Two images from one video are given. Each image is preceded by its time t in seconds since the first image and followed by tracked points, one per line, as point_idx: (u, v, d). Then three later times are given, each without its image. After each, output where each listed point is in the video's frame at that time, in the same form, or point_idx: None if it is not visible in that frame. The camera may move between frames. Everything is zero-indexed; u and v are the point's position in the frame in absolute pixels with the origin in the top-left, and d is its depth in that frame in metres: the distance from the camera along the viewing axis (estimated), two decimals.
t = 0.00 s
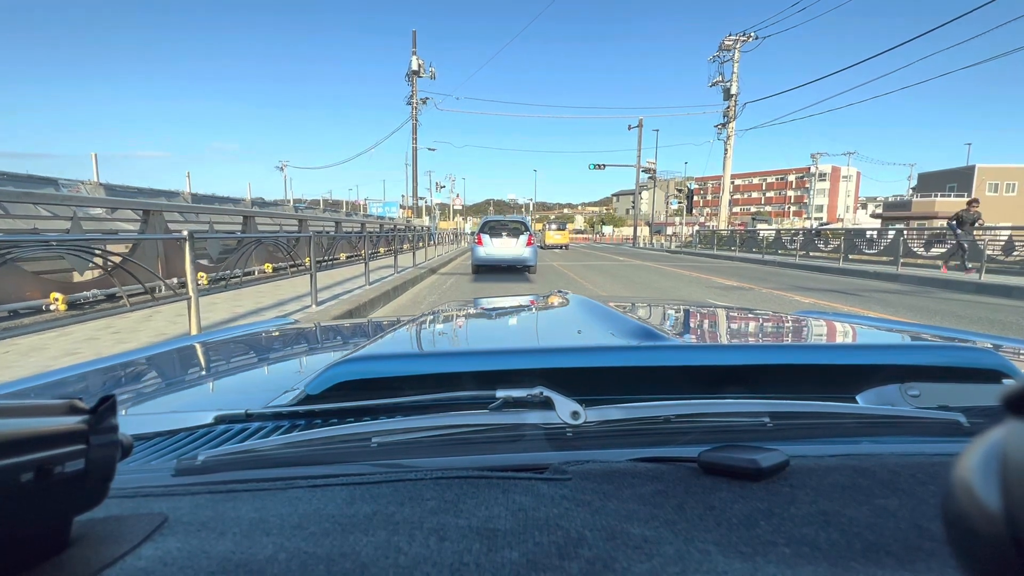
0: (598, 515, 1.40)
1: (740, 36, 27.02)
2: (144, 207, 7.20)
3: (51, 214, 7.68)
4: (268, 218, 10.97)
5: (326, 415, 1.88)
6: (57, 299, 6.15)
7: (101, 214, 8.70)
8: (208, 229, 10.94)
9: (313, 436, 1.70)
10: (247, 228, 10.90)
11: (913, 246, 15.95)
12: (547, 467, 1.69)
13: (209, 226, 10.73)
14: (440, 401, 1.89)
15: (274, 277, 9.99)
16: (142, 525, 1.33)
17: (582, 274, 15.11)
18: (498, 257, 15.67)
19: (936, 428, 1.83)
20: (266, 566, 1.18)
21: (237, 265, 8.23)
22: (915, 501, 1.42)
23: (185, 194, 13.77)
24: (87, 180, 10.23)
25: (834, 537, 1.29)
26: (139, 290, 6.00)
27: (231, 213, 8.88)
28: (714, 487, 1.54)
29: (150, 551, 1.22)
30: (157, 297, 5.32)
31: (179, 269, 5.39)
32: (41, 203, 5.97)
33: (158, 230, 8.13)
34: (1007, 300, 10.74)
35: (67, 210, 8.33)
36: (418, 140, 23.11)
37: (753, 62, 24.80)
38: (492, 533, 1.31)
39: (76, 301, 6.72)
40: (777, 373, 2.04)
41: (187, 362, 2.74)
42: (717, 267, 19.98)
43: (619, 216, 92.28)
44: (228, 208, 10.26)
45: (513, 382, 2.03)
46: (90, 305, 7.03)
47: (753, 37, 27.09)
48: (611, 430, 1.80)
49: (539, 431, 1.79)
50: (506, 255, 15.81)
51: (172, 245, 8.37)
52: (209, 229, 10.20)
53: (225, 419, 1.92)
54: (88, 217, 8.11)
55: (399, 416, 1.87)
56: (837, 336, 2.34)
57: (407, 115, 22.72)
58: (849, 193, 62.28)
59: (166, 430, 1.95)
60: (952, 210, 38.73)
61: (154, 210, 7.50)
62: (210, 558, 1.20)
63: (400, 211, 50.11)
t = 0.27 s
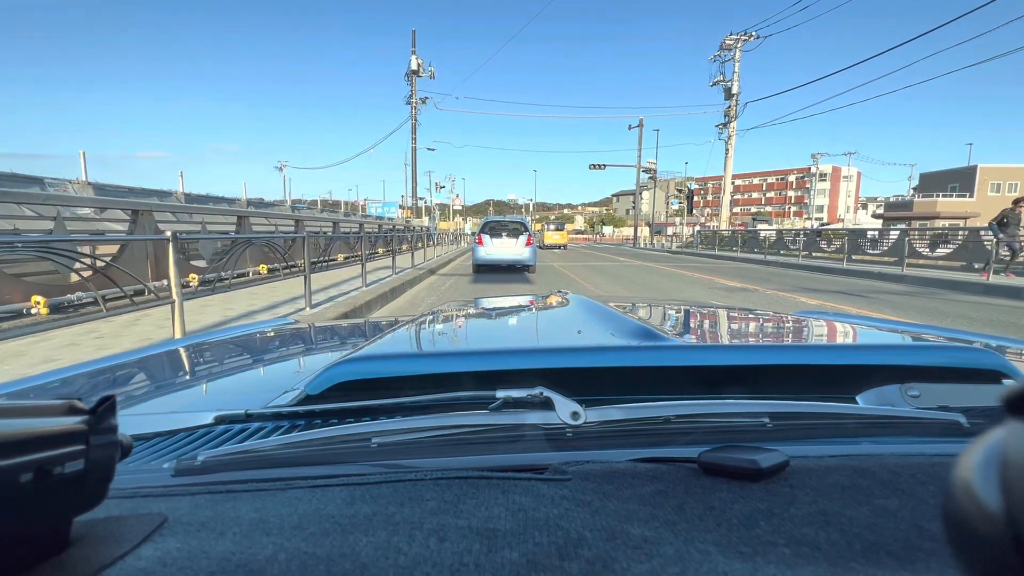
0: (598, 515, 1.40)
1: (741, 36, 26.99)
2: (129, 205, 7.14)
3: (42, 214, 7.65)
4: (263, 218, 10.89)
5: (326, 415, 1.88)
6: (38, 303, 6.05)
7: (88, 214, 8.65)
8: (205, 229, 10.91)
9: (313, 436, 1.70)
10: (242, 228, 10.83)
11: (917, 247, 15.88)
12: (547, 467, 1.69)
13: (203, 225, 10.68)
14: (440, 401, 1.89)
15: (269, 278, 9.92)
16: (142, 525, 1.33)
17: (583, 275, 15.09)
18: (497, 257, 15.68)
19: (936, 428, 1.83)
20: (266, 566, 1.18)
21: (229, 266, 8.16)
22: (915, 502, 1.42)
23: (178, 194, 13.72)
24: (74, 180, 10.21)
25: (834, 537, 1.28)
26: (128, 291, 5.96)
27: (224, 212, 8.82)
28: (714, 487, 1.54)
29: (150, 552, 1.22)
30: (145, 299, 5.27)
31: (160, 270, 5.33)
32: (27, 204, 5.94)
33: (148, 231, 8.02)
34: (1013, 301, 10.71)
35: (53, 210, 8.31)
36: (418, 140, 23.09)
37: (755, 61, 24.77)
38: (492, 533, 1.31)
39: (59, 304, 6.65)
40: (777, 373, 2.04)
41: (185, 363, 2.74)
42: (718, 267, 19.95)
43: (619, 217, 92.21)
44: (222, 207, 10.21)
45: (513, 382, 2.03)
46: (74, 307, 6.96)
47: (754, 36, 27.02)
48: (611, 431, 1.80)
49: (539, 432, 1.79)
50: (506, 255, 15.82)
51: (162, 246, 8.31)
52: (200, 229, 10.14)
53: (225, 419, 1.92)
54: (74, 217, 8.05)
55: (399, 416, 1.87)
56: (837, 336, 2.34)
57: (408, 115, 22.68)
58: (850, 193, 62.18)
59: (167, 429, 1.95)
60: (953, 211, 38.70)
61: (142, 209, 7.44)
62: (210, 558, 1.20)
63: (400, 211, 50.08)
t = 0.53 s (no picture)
0: (598, 515, 1.40)
1: (742, 34, 26.97)
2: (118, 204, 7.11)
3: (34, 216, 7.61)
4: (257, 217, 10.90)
5: (326, 415, 1.88)
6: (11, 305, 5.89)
7: (74, 214, 8.61)
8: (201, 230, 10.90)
9: (313, 436, 1.70)
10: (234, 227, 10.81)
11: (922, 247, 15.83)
12: (548, 467, 1.69)
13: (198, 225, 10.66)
14: (440, 401, 1.89)
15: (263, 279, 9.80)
16: (142, 525, 1.33)
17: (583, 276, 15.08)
18: (497, 257, 15.70)
19: (937, 428, 1.83)
20: (266, 565, 1.18)
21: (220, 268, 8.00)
22: (915, 501, 1.42)
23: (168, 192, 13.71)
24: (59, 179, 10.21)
25: (834, 537, 1.28)
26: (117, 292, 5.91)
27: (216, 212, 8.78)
28: (714, 487, 1.54)
29: (150, 551, 1.22)
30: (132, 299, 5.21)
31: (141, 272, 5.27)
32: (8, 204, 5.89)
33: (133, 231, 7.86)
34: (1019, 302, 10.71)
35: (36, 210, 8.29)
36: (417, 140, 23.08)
37: (756, 61, 24.75)
38: (492, 533, 1.31)
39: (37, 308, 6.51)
40: (777, 373, 2.04)
41: (185, 364, 2.74)
42: (720, 268, 19.92)
43: (619, 217, 92.18)
44: (215, 207, 10.19)
45: (513, 382, 2.03)
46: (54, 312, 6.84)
47: (756, 35, 26.97)
48: (611, 430, 1.80)
49: (539, 432, 1.79)
50: (506, 254, 15.82)
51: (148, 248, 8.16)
52: (191, 229, 10.08)
53: (225, 419, 1.92)
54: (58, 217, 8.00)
55: (399, 416, 1.87)
56: (836, 336, 2.34)
57: (407, 115, 22.64)
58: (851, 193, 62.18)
59: (166, 429, 1.95)
60: (954, 211, 38.69)
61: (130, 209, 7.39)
62: (210, 558, 1.20)
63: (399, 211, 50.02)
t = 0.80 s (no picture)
0: (598, 515, 1.40)
1: (744, 33, 26.95)
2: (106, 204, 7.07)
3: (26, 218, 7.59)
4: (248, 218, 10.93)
5: (326, 415, 1.88)
6: None
7: (52, 214, 8.54)
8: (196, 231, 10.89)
9: (313, 436, 1.70)
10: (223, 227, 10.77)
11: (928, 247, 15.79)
12: (548, 467, 1.69)
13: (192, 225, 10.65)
14: (440, 401, 1.89)
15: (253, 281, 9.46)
16: (142, 525, 1.33)
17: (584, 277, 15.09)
18: (497, 257, 15.73)
19: (937, 428, 1.83)
20: (266, 566, 1.18)
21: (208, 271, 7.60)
22: (914, 501, 1.42)
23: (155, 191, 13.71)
24: (37, 177, 10.19)
25: (834, 537, 1.28)
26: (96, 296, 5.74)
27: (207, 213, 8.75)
28: (714, 487, 1.54)
29: (150, 551, 1.22)
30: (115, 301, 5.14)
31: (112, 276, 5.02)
32: None
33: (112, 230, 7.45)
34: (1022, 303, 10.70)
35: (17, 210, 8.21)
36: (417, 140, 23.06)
37: (758, 59, 24.72)
38: (492, 533, 1.32)
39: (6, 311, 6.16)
40: (778, 373, 2.04)
41: (185, 364, 2.75)
42: (721, 269, 19.91)
43: (619, 217, 92.17)
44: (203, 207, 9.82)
45: (513, 382, 2.03)
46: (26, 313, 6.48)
47: (758, 33, 26.91)
48: (611, 430, 1.80)
49: (539, 432, 1.79)
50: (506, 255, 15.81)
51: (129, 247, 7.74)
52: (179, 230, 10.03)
53: (225, 419, 1.92)
54: (36, 217, 7.91)
55: (399, 416, 1.87)
56: (836, 336, 2.34)
57: (407, 114, 22.61)
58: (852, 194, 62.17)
59: (166, 430, 1.95)
60: (956, 211, 38.67)
61: (117, 210, 7.33)
62: (210, 558, 1.20)
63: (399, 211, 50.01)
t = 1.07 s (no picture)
0: (598, 515, 1.40)
1: (746, 32, 26.92)
2: (85, 204, 6.98)
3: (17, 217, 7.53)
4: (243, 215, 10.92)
5: (326, 415, 1.88)
6: None
7: (22, 214, 8.27)
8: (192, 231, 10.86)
9: (313, 437, 1.70)
10: (209, 226, 10.68)
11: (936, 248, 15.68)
12: (548, 466, 1.69)
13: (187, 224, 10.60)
14: (440, 401, 1.89)
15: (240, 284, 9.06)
16: (142, 525, 1.33)
17: (584, 278, 15.09)
18: (497, 257, 15.73)
19: (937, 427, 1.83)
20: (266, 566, 1.18)
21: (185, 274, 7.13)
22: (915, 501, 1.42)
23: (138, 190, 13.59)
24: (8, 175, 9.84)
25: (834, 536, 1.28)
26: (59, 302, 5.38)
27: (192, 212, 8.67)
28: (714, 487, 1.54)
29: (150, 552, 1.23)
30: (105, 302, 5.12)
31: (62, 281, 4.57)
32: None
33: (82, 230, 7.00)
34: None
35: None
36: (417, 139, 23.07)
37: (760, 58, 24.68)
38: (492, 533, 1.32)
39: None
40: (778, 372, 2.04)
41: (185, 364, 2.75)
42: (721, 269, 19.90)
43: (620, 217, 92.15)
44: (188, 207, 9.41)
45: (513, 382, 2.03)
46: None
47: (760, 31, 26.85)
48: (611, 430, 1.80)
49: (539, 431, 1.79)
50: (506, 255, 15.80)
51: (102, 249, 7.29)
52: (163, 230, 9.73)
53: (225, 419, 1.92)
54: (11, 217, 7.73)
55: (399, 416, 1.87)
56: (837, 335, 2.34)
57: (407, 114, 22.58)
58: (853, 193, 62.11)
59: (167, 430, 1.96)
60: (957, 210, 38.63)
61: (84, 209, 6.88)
62: (210, 558, 1.20)
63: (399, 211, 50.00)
